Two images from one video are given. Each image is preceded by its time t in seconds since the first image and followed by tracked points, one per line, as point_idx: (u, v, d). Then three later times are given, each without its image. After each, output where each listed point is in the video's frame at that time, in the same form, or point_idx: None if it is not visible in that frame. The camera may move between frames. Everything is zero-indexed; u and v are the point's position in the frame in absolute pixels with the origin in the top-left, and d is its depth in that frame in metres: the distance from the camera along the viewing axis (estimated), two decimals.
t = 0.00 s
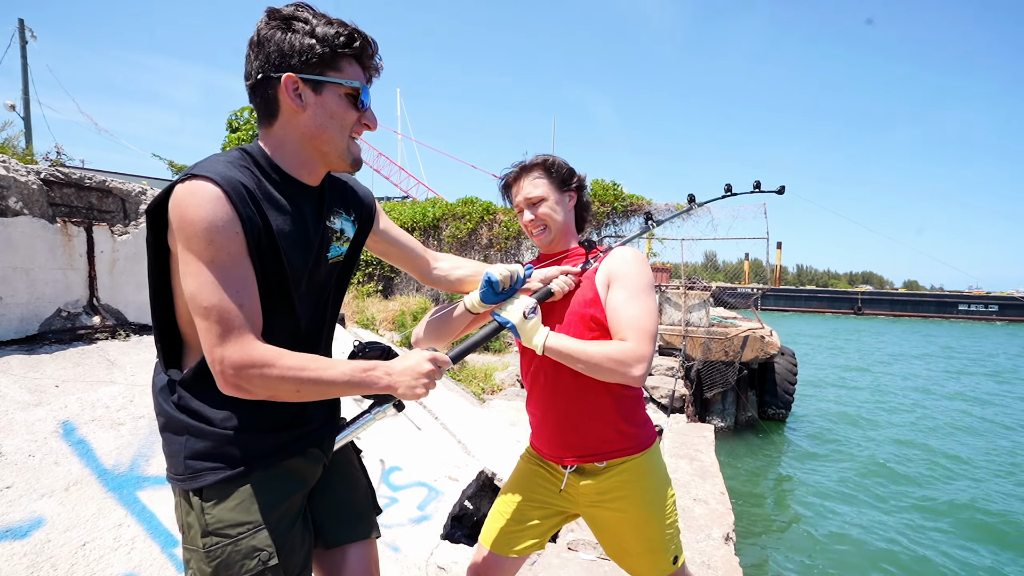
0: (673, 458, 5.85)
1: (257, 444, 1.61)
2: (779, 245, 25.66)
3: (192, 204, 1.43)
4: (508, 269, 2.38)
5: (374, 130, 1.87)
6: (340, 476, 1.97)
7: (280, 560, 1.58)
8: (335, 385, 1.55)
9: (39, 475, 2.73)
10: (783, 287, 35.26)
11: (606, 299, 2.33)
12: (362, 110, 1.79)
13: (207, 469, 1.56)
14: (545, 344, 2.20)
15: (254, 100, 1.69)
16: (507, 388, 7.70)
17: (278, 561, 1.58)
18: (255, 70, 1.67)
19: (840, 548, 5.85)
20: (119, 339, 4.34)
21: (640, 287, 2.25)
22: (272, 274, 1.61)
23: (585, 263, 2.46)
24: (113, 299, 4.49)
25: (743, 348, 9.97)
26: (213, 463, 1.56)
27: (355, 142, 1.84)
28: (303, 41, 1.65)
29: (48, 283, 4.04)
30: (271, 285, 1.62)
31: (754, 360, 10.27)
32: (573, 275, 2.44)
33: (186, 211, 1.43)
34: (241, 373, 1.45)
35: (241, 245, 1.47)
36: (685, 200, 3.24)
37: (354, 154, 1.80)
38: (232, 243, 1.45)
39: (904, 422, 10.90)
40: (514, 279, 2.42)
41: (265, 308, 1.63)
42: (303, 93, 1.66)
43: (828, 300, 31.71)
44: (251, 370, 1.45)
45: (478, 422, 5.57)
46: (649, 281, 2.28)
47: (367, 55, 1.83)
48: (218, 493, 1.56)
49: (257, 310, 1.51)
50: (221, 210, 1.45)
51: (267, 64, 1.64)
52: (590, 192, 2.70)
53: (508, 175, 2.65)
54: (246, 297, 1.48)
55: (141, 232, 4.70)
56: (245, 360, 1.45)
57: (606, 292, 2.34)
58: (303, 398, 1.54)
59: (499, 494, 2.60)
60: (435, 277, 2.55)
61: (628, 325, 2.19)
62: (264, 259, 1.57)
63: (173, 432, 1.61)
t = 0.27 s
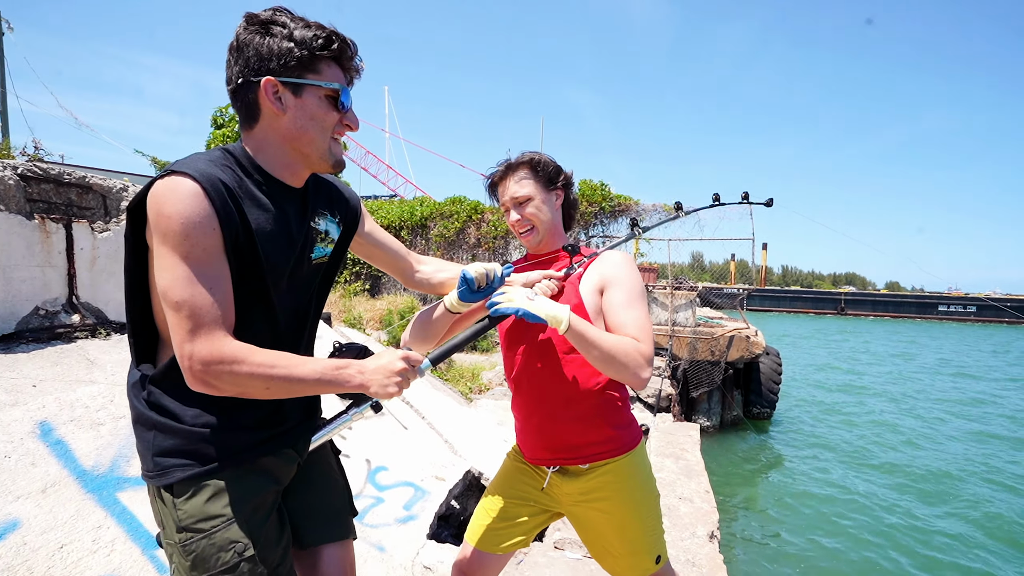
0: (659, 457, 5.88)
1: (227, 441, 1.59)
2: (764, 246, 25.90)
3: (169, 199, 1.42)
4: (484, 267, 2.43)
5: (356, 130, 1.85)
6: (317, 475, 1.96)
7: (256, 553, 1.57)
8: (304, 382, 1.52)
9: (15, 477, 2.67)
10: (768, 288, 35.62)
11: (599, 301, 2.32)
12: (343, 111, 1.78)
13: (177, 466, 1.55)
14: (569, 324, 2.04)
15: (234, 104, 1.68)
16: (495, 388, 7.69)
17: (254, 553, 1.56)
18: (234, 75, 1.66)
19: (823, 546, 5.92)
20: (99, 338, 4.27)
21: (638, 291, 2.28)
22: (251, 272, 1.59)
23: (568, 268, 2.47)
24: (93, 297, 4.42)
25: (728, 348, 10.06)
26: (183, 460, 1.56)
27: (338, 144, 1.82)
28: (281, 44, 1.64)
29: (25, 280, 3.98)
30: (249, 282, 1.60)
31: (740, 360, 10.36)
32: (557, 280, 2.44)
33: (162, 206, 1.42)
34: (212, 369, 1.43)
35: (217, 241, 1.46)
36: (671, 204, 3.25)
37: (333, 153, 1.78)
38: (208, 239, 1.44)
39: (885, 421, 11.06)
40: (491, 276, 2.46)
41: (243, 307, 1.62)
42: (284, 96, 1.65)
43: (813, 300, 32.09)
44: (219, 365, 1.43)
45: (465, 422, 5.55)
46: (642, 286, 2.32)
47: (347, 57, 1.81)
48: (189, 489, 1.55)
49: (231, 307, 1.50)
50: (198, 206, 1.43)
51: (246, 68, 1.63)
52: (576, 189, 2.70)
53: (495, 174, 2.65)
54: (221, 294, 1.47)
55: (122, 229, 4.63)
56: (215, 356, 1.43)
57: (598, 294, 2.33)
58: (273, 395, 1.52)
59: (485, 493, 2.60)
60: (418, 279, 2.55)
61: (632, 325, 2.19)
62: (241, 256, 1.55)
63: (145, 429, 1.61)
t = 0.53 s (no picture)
0: (645, 450, 5.93)
1: (201, 419, 1.62)
2: (752, 242, 26.11)
3: (134, 176, 1.45)
4: (463, 253, 2.39)
5: (333, 111, 1.90)
6: (297, 458, 1.98)
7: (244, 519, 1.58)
8: (275, 360, 1.57)
9: None
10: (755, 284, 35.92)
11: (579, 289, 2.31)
12: (319, 91, 1.82)
13: (151, 443, 1.58)
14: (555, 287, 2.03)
15: (209, 84, 1.73)
16: (484, 382, 7.70)
17: (243, 518, 1.57)
18: (208, 54, 1.71)
19: (806, 536, 6.01)
20: (80, 331, 4.21)
21: (618, 279, 2.27)
22: (218, 252, 1.63)
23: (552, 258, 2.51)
24: (73, 290, 4.37)
25: (716, 343, 10.14)
26: (156, 437, 1.59)
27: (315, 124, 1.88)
28: (253, 24, 1.69)
29: (3, 272, 3.92)
30: (217, 262, 1.64)
31: (726, 355, 10.46)
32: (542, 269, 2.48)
33: (127, 183, 1.45)
34: (175, 347, 1.47)
35: (181, 220, 1.49)
36: (656, 198, 3.28)
37: (313, 134, 1.82)
38: (173, 218, 1.48)
39: (869, 415, 11.22)
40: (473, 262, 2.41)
41: (212, 286, 1.65)
42: (256, 75, 1.70)
43: (799, 297, 32.41)
44: (185, 345, 1.47)
45: (453, 416, 5.56)
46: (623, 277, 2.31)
47: (321, 37, 1.86)
48: (166, 465, 1.57)
49: (196, 286, 1.53)
50: (162, 185, 1.47)
51: (219, 48, 1.68)
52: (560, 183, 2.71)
53: (479, 165, 2.65)
54: (185, 272, 1.50)
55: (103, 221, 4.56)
56: (178, 335, 1.47)
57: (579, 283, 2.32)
58: (242, 373, 1.56)
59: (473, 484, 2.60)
60: (401, 267, 2.54)
61: (608, 310, 2.17)
62: (207, 235, 1.59)
63: (117, 410, 1.65)
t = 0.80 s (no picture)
0: (631, 441, 5.97)
1: (173, 405, 1.61)
2: (738, 234, 26.27)
3: (101, 158, 1.43)
4: (445, 244, 2.36)
5: (307, 96, 1.88)
6: (274, 446, 1.97)
7: (217, 501, 1.57)
8: (252, 343, 1.57)
9: None
10: (741, 276, 36.21)
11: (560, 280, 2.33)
12: (293, 74, 1.81)
13: (122, 429, 1.57)
14: (522, 272, 2.16)
15: (181, 68, 1.71)
16: (472, 374, 7.71)
17: (216, 501, 1.57)
18: (178, 37, 1.68)
19: (789, 525, 6.11)
20: (59, 322, 4.14)
21: (597, 262, 2.27)
22: (189, 236, 1.61)
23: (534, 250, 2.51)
24: (51, 281, 4.31)
25: (702, 334, 10.21)
26: (126, 423, 1.58)
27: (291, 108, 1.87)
28: (223, 5, 1.66)
29: None
30: (189, 247, 1.62)
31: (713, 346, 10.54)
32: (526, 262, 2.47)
33: (93, 164, 1.43)
34: (147, 330, 1.46)
35: (151, 202, 1.47)
36: (639, 190, 3.30)
37: (289, 117, 1.82)
38: (142, 200, 1.46)
39: (851, 406, 11.39)
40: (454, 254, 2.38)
41: (184, 271, 1.64)
42: (228, 57, 1.68)
43: (784, 289, 32.73)
44: (161, 328, 1.47)
45: (440, 408, 5.56)
46: (603, 260, 2.30)
47: (294, 19, 1.83)
48: (136, 450, 1.56)
49: (169, 270, 1.52)
50: (131, 166, 1.45)
51: (189, 31, 1.66)
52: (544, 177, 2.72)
53: (464, 156, 2.63)
54: (157, 255, 1.49)
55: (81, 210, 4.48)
56: (152, 317, 1.46)
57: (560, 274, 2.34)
58: (220, 356, 1.56)
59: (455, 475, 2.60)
60: (383, 255, 2.52)
61: (589, 291, 2.16)
62: (178, 219, 1.57)
63: (87, 396, 1.63)
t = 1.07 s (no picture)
0: (621, 438, 6.00)
1: (145, 396, 1.59)
2: (727, 233, 26.43)
3: (67, 144, 1.41)
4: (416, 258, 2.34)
5: (285, 85, 1.87)
6: (253, 439, 1.96)
7: (182, 499, 1.57)
8: (224, 333, 1.57)
9: None
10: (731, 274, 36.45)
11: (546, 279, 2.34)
12: (272, 64, 1.80)
13: (91, 420, 1.55)
14: (506, 275, 2.18)
15: (156, 56, 1.69)
16: (462, 372, 7.70)
17: (180, 498, 1.56)
18: (154, 25, 1.66)
19: (776, 521, 6.16)
20: (41, 319, 4.08)
21: (583, 263, 2.27)
22: (161, 225, 1.59)
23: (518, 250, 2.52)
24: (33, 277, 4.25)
25: (692, 332, 10.25)
26: (97, 414, 1.56)
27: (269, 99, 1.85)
28: None
29: None
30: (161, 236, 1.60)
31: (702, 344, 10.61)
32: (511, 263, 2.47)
33: (59, 151, 1.41)
34: (119, 318, 1.45)
35: (119, 190, 1.46)
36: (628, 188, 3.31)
37: (267, 108, 1.80)
38: (109, 187, 1.44)
39: (837, 403, 11.52)
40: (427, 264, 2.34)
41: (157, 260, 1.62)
42: (205, 46, 1.67)
43: (773, 287, 33.00)
44: (131, 315, 1.45)
45: (429, 406, 5.54)
46: (588, 260, 2.30)
47: (272, 9, 1.82)
48: (104, 442, 1.55)
49: (140, 258, 1.51)
50: (97, 153, 1.43)
51: (165, 17, 1.64)
52: (532, 177, 2.72)
53: (453, 152, 2.62)
54: (127, 243, 1.48)
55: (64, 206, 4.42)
56: (122, 304, 1.45)
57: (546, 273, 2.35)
58: (192, 345, 1.56)
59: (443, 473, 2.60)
60: (367, 248, 2.50)
61: (571, 293, 2.17)
62: (149, 207, 1.55)
63: (61, 385, 1.61)
